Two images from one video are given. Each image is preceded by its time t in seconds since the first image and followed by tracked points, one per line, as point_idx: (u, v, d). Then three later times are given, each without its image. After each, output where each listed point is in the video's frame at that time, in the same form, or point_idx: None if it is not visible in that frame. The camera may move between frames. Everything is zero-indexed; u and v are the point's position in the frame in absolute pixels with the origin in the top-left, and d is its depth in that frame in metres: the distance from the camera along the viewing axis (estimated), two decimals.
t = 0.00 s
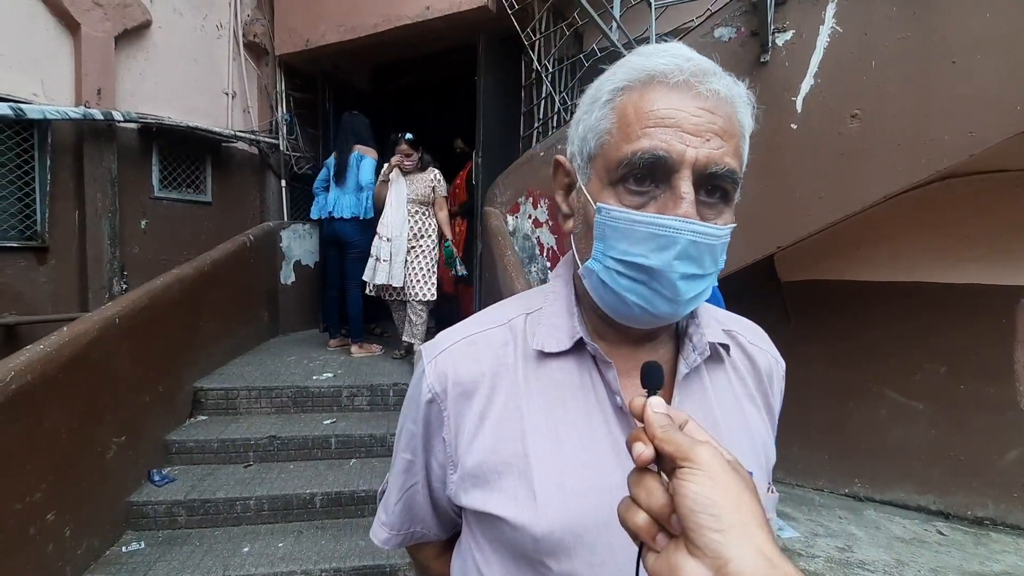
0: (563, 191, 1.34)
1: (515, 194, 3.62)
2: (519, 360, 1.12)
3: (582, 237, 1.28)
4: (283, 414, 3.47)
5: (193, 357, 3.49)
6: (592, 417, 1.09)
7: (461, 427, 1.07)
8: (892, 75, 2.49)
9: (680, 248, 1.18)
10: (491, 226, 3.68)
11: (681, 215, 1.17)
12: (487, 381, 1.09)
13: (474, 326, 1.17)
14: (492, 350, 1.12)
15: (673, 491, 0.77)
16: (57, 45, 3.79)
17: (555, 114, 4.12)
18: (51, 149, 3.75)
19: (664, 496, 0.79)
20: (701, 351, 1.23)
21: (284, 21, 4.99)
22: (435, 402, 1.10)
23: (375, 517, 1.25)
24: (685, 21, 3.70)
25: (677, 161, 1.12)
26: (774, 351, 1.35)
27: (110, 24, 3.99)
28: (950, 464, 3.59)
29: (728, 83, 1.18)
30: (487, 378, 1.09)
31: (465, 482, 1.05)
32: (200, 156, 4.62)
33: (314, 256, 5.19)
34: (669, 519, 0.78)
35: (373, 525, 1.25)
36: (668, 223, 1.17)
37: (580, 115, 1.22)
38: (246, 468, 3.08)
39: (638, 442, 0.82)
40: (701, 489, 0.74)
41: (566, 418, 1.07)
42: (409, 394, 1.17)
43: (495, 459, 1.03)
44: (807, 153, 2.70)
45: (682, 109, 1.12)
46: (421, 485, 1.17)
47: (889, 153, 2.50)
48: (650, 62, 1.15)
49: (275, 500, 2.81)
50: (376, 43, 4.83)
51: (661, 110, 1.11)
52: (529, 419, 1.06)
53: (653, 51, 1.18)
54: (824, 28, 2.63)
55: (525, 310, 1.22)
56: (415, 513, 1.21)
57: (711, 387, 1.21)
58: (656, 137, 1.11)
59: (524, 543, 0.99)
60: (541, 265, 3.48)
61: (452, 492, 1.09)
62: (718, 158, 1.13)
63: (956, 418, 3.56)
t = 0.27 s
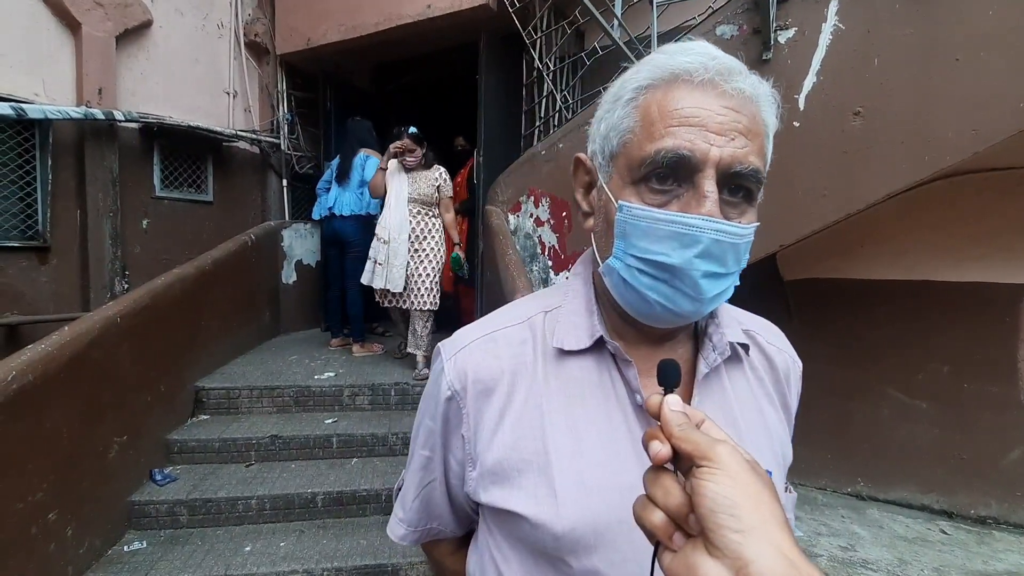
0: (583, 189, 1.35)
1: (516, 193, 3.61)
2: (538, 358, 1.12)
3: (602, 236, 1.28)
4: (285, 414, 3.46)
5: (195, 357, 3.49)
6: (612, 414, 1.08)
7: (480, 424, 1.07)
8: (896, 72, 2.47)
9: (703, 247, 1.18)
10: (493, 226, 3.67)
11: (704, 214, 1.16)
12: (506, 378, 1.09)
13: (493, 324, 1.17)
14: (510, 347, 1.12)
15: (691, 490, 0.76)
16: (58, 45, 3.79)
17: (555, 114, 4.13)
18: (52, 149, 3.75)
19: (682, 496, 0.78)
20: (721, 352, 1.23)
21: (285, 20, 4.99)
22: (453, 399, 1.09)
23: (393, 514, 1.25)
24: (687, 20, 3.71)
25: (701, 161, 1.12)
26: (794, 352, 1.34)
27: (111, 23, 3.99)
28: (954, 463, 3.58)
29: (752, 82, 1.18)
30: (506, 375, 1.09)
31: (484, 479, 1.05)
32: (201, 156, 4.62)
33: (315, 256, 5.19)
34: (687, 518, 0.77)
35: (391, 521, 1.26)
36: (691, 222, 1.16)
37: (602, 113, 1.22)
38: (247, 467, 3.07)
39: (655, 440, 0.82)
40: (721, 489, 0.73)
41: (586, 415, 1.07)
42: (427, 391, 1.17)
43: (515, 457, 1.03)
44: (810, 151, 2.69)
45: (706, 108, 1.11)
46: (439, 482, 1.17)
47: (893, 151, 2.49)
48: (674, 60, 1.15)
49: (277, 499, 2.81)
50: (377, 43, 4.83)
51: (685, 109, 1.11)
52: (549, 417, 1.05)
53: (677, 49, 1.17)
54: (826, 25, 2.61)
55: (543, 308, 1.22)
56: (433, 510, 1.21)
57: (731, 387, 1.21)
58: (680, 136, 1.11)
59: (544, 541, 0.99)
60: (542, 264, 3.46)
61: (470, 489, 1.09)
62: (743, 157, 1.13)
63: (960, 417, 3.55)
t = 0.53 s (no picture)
0: (589, 187, 1.34)
1: (516, 191, 3.60)
2: (543, 356, 1.12)
3: (607, 235, 1.28)
4: (284, 412, 3.47)
5: (194, 355, 3.50)
6: (617, 413, 1.08)
7: (485, 422, 1.07)
8: (897, 70, 2.46)
9: (710, 245, 1.17)
10: (492, 225, 3.67)
11: (710, 211, 1.15)
12: (512, 376, 1.08)
13: (499, 321, 1.17)
14: (516, 345, 1.12)
15: (705, 503, 0.75)
16: (58, 44, 3.80)
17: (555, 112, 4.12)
18: (52, 148, 3.75)
19: (697, 509, 0.77)
20: (727, 353, 1.22)
21: (285, 19, 4.99)
22: (458, 396, 1.09)
23: (397, 510, 1.25)
24: (686, 18, 3.70)
25: (707, 158, 1.11)
26: (802, 353, 1.34)
27: (111, 22, 3.99)
28: (955, 462, 3.56)
29: (759, 78, 1.17)
30: (511, 373, 1.08)
31: (488, 477, 1.04)
32: (201, 155, 4.63)
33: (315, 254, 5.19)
34: (701, 531, 0.76)
35: (395, 518, 1.25)
36: (698, 220, 1.16)
37: (608, 111, 1.21)
38: (246, 466, 3.08)
39: (669, 452, 0.81)
40: (736, 503, 0.72)
41: (591, 414, 1.07)
42: (432, 388, 1.16)
43: (520, 455, 1.02)
44: (810, 149, 2.67)
45: (713, 105, 1.10)
46: (443, 478, 1.17)
47: (893, 149, 2.47)
48: (680, 57, 1.14)
49: (275, 497, 2.81)
50: (377, 41, 4.83)
51: (691, 106, 1.10)
52: (554, 416, 1.05)
53: (683, 45, 1.16)
54: (826, 22, 2.60)
55: (549, 305, 1.21)
56: (437, 507, 1.20)
57: (737, 388, 1.20)
58: (686, 134, 1.10)
59: (548, 539, 0.98)
60: (541, 263, 3.45)
61: (474, 486, 1.08)
62: (750, 154, 1.12)
63: (961, 417, 3.53)
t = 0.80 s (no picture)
0: (589, 189, 1.35)
1: (514, 191, 3.60)
2: (543, 356, 1.13)
3: (606, 237, 1.29)
4: (283, 412, 3.47)
5: (193, 355, 3.50)
6: (616, 414, 1.09)
7: (485, 421, 1.08)
8: (894, 70, 2.46)
9: (707, 248, 1.18)
10: (490, 225, 3.68)
11: (708, 215, 1.16)
12: (512, 376, 1.09)
13: (500, 322, 1.17)
14: (516, 346, 1.13)
15: (704, 493, 0.75)
16: (55, 44, 3.79)
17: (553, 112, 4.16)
18: (50, 148, 3.75)
19: (696, 499, 0.77)
20: (723, 354, 1.23)
21: (283, 19, 4.99)
22: (459, 395, 1.10)
23: (397, 508, 1.26)
24: (684, 18, 3.71)
25: (704, 162, 1.12)
26: (799, 353, 1.34)
27: (108, 22, 3.98)
28: (951, 461, 3.58)
29: (758, 82, 1.17)
30: (512, 373, 1.09)
31: (488, 476, 1.05)
32: (199, 155, 4.63)
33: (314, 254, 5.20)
34: (700, 521, 0.76)
35: (396, 516, 1.26)
36: (695, 223, 1.16)
37: (607, 114, 1.22)
38: (245, 465, 3.08)
39: (669, 443, 0.82)
40: (735, 493, 0.72)
41: (590, 414, 1.08)
42: (433, 388, 1.17)
43: (520, 454, 1.03)
44: (806, 150, 2.68)
45: (711, 109, 1.11)
46: (443, 477, 1.18)
47: (890, 149, 2.48)
48: (679, 61, 1.15)
49: (274, 497, 2.82)
50: (375, 41, 4.82)
51: (689, 110, 1.11)
52: (554, 416, 1.06)
53: (682, 49, 1.17)
54: (823, 22, 2.61)
55: (549, 306, 1.22)
56: (437, 506, 1.21)
57: (734, 389, 1.21)
58: (684, 138, 1.11)
59: (547, 538, 0.99)
60: (539, 263, 3.45)
61: (474, 485, 1.09)
62: (747, 159, 1.13)
63: (958, 416, 3.55)
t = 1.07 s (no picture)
0: (588, 192, 1.36)
1: (513, 193, 3.61)
2: (544, 359, 1.14)
3: (605, 241, 1.29)
4: (283, 413, 3.48)
5: (193, 357, 3.50)
6: (617, 416, 1.10)
7: (487, 424, 1.08)
8: (891, 72, 2.47)
9: (706, 252, 1.19)
10: (489, 226, 3.69)
11: (706, 219, 1.17)
12: (513, 378, 1.10)
13: (500, 324, 1.18)
14: (517, 348, 1.13)
15: (702, 484, 0.76)
16: (55, 46, 3.80)
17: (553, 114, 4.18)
18: (50, 149, 3.75)
19: (693, 490, 0.78)
20: (723, 355, 1.24)
21: (283, 21, 5.01)
22: (460, 398, 1.11)
23: (398, 511, 1.26)
24: (682, 20, 3.72)
25: (703, 167, 1.13)
26: (799, 354, 1.35)
27: (108, 24, 3.99)
28: (950, 461, 3.58)
29: (756, 86, 1.18)
30: (512, 376, 1.10)
31: (490, 478, 1.06)
32: (199, 157, 4.64)
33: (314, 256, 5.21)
34: (698, 512, 0.77)
35: (396, 519, 1.27)
36: (694, 228, 1.17)
37: (606, 118, 1.23)
38: (245, 467, 3.08)
39: (667, 434, 0.82)
40: (733, 484, 0.73)
41: (591, 416, 1.08)
42: (433, 391, 1.18)
43: (521, 456, 1.04)
44: (805, 151, 2.69)
45: (709, 114, 1.12)
46: (444, 480, 1.18)
47: (887, 151, 2.50)
48: (677, 66, 1.15)
49: (274, 498, 2.82)
50: (375, 43, 4.84)
51: (687, 115, 1.11)
52: (555, 418, 1.07)
53: (680, 54, 1.17)
54: (821, 25, 2.62)
55: (549, 309, 1.23)
56: (438, 509, 1.21)
57: (733, 390, 1.22)
58: (682, 142, 1.12)
59: (548, 540, 1.00)
60: (539, 264, 3.46)
61: (476, 488, 1.10)
62: (745, 163, 1.13)
63: (956, 416, 3.56)
